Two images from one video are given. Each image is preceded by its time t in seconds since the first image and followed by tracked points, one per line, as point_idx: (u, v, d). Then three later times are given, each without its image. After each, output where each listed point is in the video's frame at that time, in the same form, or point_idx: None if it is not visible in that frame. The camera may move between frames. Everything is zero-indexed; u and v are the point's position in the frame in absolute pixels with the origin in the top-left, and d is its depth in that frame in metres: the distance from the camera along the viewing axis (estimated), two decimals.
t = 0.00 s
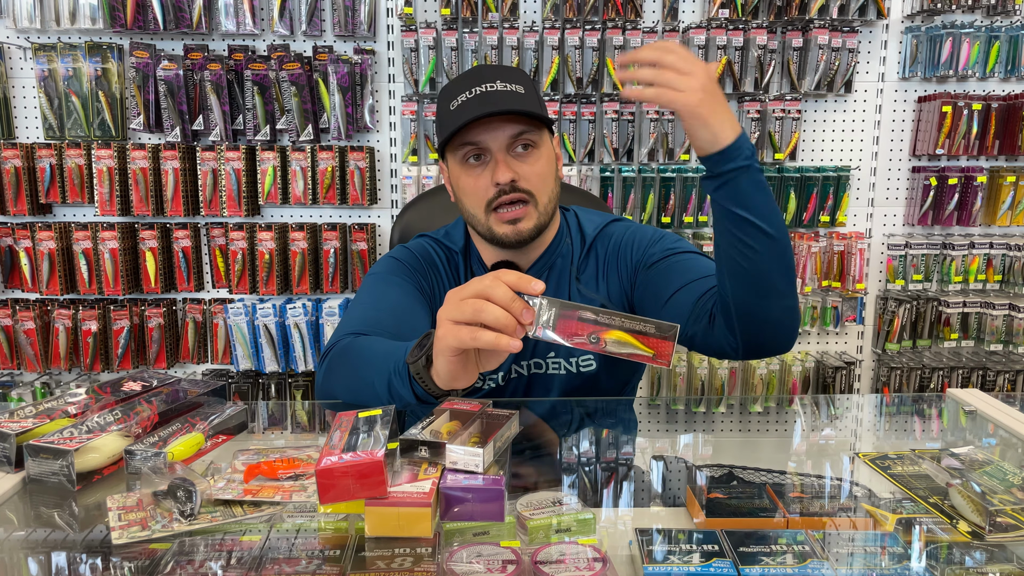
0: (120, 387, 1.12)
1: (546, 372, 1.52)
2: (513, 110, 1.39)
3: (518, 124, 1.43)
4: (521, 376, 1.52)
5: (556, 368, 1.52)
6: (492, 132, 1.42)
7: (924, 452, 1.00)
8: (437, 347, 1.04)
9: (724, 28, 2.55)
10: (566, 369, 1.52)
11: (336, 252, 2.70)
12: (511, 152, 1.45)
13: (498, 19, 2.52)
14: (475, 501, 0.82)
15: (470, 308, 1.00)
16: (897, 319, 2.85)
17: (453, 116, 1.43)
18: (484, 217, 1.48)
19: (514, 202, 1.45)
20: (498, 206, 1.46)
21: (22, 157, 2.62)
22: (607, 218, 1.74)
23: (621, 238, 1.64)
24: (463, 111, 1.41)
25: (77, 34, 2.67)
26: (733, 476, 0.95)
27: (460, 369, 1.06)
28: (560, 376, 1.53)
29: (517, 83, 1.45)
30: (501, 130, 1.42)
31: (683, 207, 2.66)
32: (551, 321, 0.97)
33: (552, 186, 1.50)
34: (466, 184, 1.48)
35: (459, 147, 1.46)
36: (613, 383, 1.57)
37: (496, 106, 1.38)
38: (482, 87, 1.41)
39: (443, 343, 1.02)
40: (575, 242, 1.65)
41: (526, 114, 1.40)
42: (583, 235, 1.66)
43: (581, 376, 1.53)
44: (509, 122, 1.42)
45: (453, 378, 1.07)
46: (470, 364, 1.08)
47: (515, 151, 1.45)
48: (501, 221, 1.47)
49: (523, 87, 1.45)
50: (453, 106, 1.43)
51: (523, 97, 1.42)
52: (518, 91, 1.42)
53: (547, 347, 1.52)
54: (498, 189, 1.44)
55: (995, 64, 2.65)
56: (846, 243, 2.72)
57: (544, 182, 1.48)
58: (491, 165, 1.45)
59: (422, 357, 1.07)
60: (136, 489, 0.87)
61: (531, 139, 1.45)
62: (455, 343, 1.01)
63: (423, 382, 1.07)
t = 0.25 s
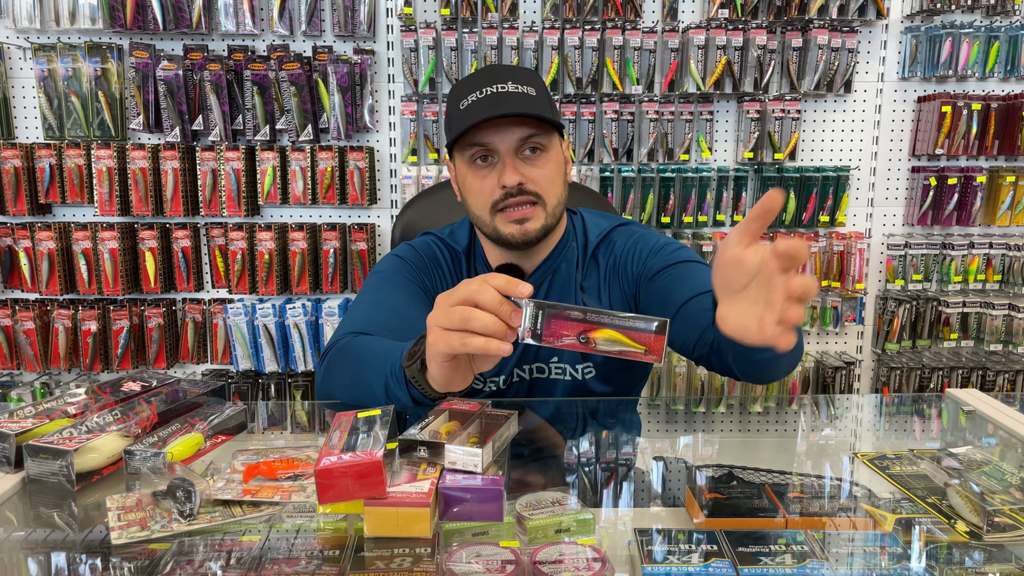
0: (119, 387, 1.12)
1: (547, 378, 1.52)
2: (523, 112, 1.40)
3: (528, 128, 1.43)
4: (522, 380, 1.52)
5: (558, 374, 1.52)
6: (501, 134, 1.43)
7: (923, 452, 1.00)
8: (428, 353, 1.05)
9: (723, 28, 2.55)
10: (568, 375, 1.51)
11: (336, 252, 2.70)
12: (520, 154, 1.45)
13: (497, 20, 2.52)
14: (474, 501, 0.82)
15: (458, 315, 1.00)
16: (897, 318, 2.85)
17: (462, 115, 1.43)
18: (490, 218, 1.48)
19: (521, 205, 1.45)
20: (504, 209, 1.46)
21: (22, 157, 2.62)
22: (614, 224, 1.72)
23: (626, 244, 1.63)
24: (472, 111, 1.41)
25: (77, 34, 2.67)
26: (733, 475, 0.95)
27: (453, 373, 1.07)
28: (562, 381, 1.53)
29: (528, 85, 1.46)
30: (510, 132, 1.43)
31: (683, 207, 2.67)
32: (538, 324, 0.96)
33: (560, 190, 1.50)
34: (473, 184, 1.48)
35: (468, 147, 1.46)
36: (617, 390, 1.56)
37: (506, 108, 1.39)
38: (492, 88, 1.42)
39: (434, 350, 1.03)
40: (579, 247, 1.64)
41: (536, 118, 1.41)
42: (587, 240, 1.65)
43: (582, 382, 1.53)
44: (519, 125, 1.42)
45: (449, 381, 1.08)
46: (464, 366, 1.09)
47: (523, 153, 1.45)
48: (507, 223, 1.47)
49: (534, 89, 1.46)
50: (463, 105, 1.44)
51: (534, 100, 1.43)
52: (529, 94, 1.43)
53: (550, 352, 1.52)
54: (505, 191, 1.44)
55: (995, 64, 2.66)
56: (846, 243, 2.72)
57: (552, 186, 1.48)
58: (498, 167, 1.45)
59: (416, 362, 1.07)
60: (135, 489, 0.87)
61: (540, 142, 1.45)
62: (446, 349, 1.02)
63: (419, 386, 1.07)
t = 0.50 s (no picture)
0: (119, 387, 1.12)
1: (548, 389, 1.52)
2: (541, 124, 1.34)
3: (548, 140, 1.37)
4: (524, 389, 1.52)
5: (559, 385, 1.52)
6: (519, 143, 1.36)
7: (924, 453, 1.00)
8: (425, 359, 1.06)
9: (723, 28, 2.56)
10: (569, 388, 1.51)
11: (336, 252, 2.70)
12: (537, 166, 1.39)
13: (497, 20, 2.53)
14: (474, 501, 0.82)
15: (453, 322, 1.01)
16: (897, 318, 2.85)
17: (481, 119, 1.37)
18: (499, 228, 1.44)
19: (531, 218, 1.41)
20: (514, 221, 1.41)
21: (22, 157, 2.62)
22: (624, 234, 1.70)
23: (636, 259, 1.61)
24: (491, 116, 1.35)
25: (77, 34, 2.67)
26: (733, 476, 0.95)
27: (451, 377, 1.09)
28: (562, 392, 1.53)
29: (551, 94, 1.41)
30: (529, 142, 1.36)
31: (683, 207, 2.67)
32: (537, 331, 0.94)
33: (573, 204, 1.45)
34: (485, 190, 1.43)
35: (484, 152, 1.39)
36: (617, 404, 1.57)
37: (527, 118, 1.33)
38: (514, 94, 1.37)
39: (431, 356, 1.04)
40: (589, 258, 1.61)
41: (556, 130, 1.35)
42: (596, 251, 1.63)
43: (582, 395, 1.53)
44: (538, 136, 1.36)
45: (448, 383, 1.10)
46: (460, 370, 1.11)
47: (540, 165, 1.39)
48: (515, 236, 1.43)
49: (556, 99, 1.41)
50: (483, 108, 1.38)
51: (555, 110, 1.38)
52: (551, 104, 1.38)
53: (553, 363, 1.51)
54: (516, 203, 1.39)
55: (994, 64, 2.66)
56: (845, 243, 2.72)
57: (566, 201, 1.43)
58: (513, 177, 1.39)
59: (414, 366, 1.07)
60: (135, 489, 0.87)
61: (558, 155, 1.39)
62: (443, 355, 1.03)
63: (418, 390, 1.08)
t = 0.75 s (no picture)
0: (118, 388, 1.12)
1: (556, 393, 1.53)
2: (565, 136, 1.33)
3: (570, 151, 1.36)
4: (532, 393, 1.53)
5: (567, 390, 1.54)
6: (542, 152, 1.36)
7: (924, 453, 1.00)
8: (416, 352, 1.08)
9: (723, 28, 2.56)
10: (576, 393, 1.53)
11: (335, 252, 2.70)
12: (556, 176, 1.38)
13: (497, 19, 2.53)
14: (474, 501, 0.82)
15: (439, 312, 1.01)
16: (896, 318, 2.84)
17: (505, 122, 1.37)
18: (511, 233, 1.43)
19: (545, 227, 1.40)
20: (527, 228, 1.41)
21: (21, 157, 2.62)
22: (632, 233, 1.69)
23: (645, 261, 1.61)
24: (517, 120, 1.35)
25: (77, 34, 2.67)
26: (733, 476, 0.95)
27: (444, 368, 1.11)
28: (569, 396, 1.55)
29: (580, 105, 1.41)
30: (552, 152, 1.36)
31: (683, 207, 2.67)
32: (530, 311, 0.93)
33: (589, 217, 1.45)
34: (501, 194, 1.42)
35: (504, 156, 1.38)
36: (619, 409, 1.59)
37: (553, 126, 1.33)
38: (542, 101, 1.37)
39: (420, 348, 1.06)
40: (599, 260, 1.61)
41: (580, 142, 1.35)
42: (605, 253, 1.62)
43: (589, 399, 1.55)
44: (561, 146, 1.35)
45: (442, 374, 1.12)
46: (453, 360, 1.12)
47: (560, 176, 1.38)
48: (527, 242, 1.43)
49: (584, 111, 1.41)
50: (508, 111, 1.37)
51: (582, 122, 1.38)
52: (578, 115, 1.37)
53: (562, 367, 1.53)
54: (532, 211, 1.39)
55: (994, 64, 2.66)
56: (845, 243, 2.72)
57: (582, 213, 1.42)
58: (531, 184, 1.39)
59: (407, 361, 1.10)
60: (135, 489, 0.87)
61: (578, 167, 1.38)
62: (430, 347, 1.05)
63: (415, 383, 1.10)
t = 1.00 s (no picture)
0: (118, 387, 1.12)
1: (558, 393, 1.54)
2: (586, 136, 1.33)
3: (589, 152, 1.36)
4: (535, 392, 1.53)
5: (568, 391, 1.54)
6: (561, 151, 1.36)
7: (923, 453, 1.00)
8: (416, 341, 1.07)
9: (723, 28, 2.56)
10: (578, 394, 1.54)
11: (335, 251, 2.70)
12: (573, 176, 1.39)
13: (497, 20, 2.54)
14: (473, 501, 0.82)
15: (438, 296, 1.01)
16: (896, 319, 2.85)
17: (526, 119, 1.37)
18: (525, 230, 1.44)
19: (559, 226, 1.39)
20: (542, 226, 1.41)
21: (21, 158, 2.62)
22: (641, 237, 1.69)
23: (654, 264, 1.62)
24: (539, 118, 1.35)
25: (76, 34, 2.67)
26: (732, 475, 0.95)
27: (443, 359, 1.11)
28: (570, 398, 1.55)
29: (603, 108, 1.40)
30: (571, 152, 1.36)
31: (682, 207, 2.68)
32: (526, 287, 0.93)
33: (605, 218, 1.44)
34: (518, 191, 1.43)
35: (524, 153, 1.39)
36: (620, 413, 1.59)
37: (575, 127, 1.33)
38: (565, 101, 1.36)
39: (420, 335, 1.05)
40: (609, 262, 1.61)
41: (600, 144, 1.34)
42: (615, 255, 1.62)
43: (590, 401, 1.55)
44: (581, 147, 1.36)
45: (441, 367, 1.13)
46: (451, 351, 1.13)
47: (577, 176, 1.39)
48: (541, 240, 1.43)
49: (607, 113, 1.40)
50: (531, 109, 1.38)
51: (604, 125, 1.37)
52: (600, 117, 1.37)
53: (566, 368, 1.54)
54: (547, 209, 1.39)
55: (993, 64, 2.66)
56: (844, 243, 2.73)
57: (598, 215, 1.41)
58: (548, 182, 1.39)
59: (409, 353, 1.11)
60: (135, 489, 0.87)
61: (597, 169, 1.38)
62: (430, 332, 1.04)
63: (416, 377, 1.11)
